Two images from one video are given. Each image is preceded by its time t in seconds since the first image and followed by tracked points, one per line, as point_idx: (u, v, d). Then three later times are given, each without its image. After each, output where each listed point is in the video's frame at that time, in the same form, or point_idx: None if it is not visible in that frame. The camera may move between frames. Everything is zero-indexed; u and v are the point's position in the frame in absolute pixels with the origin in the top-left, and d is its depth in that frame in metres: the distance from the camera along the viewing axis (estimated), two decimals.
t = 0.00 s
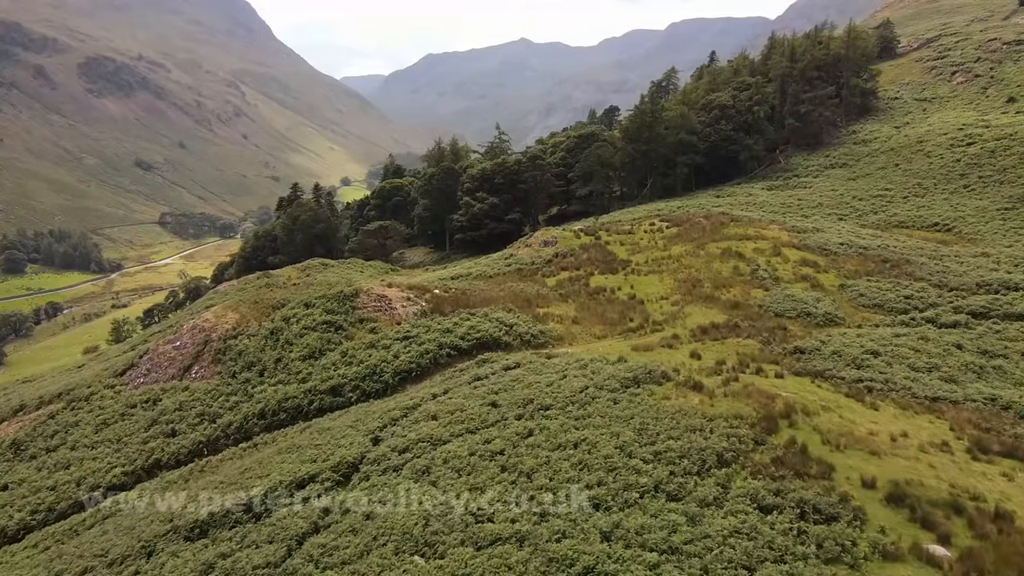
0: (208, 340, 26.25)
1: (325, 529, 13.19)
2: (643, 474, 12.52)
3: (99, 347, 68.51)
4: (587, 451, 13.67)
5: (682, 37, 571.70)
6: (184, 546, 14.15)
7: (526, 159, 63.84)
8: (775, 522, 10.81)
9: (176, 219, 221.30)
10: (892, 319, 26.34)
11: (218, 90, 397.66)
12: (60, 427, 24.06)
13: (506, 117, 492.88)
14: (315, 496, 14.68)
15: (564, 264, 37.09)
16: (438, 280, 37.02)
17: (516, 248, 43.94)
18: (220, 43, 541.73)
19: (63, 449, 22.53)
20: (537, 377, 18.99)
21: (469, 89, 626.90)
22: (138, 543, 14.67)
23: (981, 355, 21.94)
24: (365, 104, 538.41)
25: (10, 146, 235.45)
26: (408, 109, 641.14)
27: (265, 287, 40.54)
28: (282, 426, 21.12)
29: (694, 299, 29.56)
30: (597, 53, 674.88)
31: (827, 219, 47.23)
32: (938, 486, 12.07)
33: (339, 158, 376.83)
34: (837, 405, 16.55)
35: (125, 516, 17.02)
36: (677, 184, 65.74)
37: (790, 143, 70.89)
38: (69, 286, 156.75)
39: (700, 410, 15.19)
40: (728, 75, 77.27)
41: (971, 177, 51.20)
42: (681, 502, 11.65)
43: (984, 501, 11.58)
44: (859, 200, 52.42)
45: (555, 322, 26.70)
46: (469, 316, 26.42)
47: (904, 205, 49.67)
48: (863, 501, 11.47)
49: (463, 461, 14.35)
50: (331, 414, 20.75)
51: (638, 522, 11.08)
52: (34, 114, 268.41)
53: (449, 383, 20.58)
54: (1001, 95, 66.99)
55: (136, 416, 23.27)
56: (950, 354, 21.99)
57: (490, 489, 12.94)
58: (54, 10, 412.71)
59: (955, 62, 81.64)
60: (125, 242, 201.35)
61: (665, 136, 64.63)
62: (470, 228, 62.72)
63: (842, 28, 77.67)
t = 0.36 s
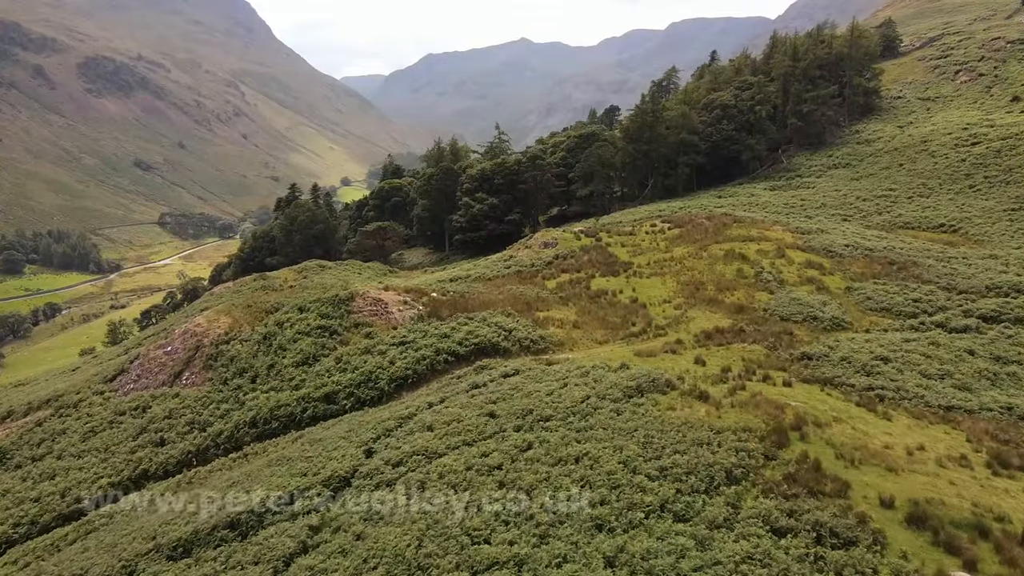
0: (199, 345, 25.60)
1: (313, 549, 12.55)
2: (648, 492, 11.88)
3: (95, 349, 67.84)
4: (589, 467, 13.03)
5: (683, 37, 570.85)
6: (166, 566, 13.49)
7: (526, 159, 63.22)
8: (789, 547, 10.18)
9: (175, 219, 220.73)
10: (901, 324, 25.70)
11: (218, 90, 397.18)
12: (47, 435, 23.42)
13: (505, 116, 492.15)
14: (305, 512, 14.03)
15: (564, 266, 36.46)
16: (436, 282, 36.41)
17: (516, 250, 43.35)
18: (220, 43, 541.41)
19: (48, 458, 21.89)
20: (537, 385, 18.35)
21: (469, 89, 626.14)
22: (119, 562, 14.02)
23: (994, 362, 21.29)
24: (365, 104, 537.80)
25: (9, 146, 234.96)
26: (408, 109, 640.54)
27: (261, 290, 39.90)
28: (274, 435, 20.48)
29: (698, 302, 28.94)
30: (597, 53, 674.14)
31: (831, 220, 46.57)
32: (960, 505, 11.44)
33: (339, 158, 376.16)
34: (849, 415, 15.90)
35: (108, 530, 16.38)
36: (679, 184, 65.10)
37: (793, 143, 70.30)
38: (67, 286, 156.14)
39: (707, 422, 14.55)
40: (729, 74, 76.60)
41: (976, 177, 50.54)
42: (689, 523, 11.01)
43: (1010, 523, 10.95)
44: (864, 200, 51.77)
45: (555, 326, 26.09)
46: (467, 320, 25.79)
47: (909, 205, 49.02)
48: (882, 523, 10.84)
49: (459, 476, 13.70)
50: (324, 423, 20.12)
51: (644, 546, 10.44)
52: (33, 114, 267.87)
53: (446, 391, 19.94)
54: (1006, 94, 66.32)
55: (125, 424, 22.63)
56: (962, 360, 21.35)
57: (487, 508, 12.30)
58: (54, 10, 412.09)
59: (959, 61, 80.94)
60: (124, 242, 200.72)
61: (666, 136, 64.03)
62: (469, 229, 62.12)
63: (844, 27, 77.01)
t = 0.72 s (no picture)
0: (189, 351, 24.87)
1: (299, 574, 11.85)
2: (655, 516, 11.16)
3: (90, 351, 67.12)
4: (592, 486, 12.30)
5: (683, 36, 570.02)
6: None
7: (526, 159, 62.52)
8: None
9: (174, 220, 220.00)
10: (911, 329, 24.96)
11: (217, 90, 396.51)
12: (31, 444, 22.71)
13: (505, 117, 491.39)
14: (292, 533, 13.32)
15: (565, 269, 35.72)
16: (433, 285, 35.67)
17: (516, 252, 42.63)
18: (220, 43, 540.79)
19: (31, 469, 21.18)
20: (536, 395, 17.62)
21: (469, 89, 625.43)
22: None
23: (1010, 369, 20.53)
24: (365, 104, 537.09)
25: (8, 146, 234.35)
26: (408, 109, 639.47)
27: (256, 293, 39.13)
28: (264, 446, 19.74)
29: (701, 306, 28.21)
30: (597, 53, 673.40)
31: (836, 221, 45.86)
32: (989, 530, 10.70)
33: (339, 158, 375.40)
34: (864, 428, 15.16)
35: (88, 549, 15.65)
36: (680, 184, 64.38)
37: (795, 143, 69.61)
38: (66, 287, 155.43)
39: (715, 437, 13.80)
40: (731, 73, 75.82)
41: (983, 178, 49.80)
42: (699, 550, 10.29)
43: None
44: (869, 201, 51.03)
45: (556, 331, 25.36)
46: (465, 325, 25.05)
47: (915, 206, 48.29)
48: (907, 551, 10.10)
49: (454, 495, 12.97)
50: (315, 434, 19.39)
51: None
52: (32, 114, 267.09)
53: (442, 401, 19.21)
54: (1011, 94, 65.56)
55: (111, 434, 21.90)
56: (977, 367, 20.59)
57: (483, 530, 11.57)
58: (53, 10, 411.34)
59: (963, 60, 80.14)
60: (123, 242, 199.98)
61: (668, 136, 63.34)
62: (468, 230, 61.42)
63: (847, 25, 76.26)
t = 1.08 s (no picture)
0: (177, 358, 24.04)
1: None
2: (665, 545, 10.37)
3: (86, 353, 66.35)
4: (596, 510, 11.49)
5: (683, 36, 568.88)
6: None
7: (526, 159, 61.74)
8: None
9: (173, 220, 219.36)
10: (924, 335, 24.15)
11: (217, 90, 395.90)
12: (12, 455, 21.90)
13: (505, 116, 490.47)
14: (276, 558, 12.52)
15: (565, 272, 34.91)
16: (432, 289, 34.89)
17: (515, 253, 41.87)
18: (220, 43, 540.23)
19: (12, 482, 20.38)
20: (536, 407, 16.78)
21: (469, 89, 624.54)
22: None
23: None
24: (365, 104, 536.35)
25: (7, 146, 233.74)
26: (408, 109, 638.47)
27: (250, 297, 38.44)
28: (253, 459, 18.96)
29: (706, 311, 27.43)
30: (597, 53, 672.39)
31: (842, 222, 45.06)
32: None
33: (339, 158, 374.53)
34: (884, 443, 14.35)
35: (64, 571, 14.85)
36: (682, 185, 63.60)
37: (799, 143, 68.85)
38: (65, 288, 154.74)
39: (727, 454, 12.99)
40: (734, 72, 74.91)
41: (991, 178, 48.96)
42: None
43: None
44: (874, 201, 50.23)
45: (556, 337, 24.55)
46: (463, 331, 24.26)
47: (922, 207, 47.47)
48: None
49: (449, 518, 12.16)
50: (306, 446, 18.59)
51: None
52: (31, 114, 266.31)
53: (438, 412, 18.39)
54: (1017, 93, 64.71)
55: (95, 444, 21.10)
56: (996, 376, 19.77)
57: (480, 560, 10.76)
58: (53, 9, 410.60)
59: (967, 59, 79.28)
60: (122, 242, 199.27)
61: (670, 135, 62.53)
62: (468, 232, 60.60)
63: (851, 24, 75.45)
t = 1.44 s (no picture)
0: (163, 367, 23.15)
1: None
2: None
3: (80, 356, 65.50)
4: (601, 540, 10.63)
5: (683, 36, 567.91)
6: None
7: (526, 159, 60.87)
8: None
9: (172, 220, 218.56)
10: (939, 343, 23.25)
11: (217, 90, 395.22)
12: None
13: (505, 117, 489.56)
14: None
15: (566, 275, 34.03)
16: (429, 293, 34.04)
17: (515, 256, 41.00)
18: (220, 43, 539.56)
19: None
20: (537, 422, 15.87)
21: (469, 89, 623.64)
22: None
23: None
24: (365, 104, 535.50)
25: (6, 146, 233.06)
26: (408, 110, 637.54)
27: (245, 301, 37.59)
28: (239, 474, 18.09)
29: (712, 317, 26.56)
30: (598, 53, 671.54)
31: (848, 224, 44.22)
32: None
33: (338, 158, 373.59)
34: (907, 463, 13.47)
35: None
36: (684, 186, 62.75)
37: (802, 143, 67.96)
38: (63, 288, 153.80)
39: (741, 477, 12.12)
40: (736, 72, 74.06)
41: (999, 178, 48.10)
42: None
43: None
44: (880, 203, 49.37)
45: (557, 345, 23.68)
46: (460, 338, 23.38)
47: (930, 208, 46.62)
48: None
49: (442, 546, 11.29)
50: (294, 461, 17.71)
51: None
52: (30, 114, 265.56)
53: (433, 426, 17.49)
54: None
55: (76, 457, 20.24)
56: (1018, 387, 18.88)
57: None
58: (53, 9, 409.84)
59: (973, 58, 78.36)
60: (120, 243, 198.48)
61: (672, 135, 61.69)
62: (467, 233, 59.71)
63: (855, 22, 74.57)
